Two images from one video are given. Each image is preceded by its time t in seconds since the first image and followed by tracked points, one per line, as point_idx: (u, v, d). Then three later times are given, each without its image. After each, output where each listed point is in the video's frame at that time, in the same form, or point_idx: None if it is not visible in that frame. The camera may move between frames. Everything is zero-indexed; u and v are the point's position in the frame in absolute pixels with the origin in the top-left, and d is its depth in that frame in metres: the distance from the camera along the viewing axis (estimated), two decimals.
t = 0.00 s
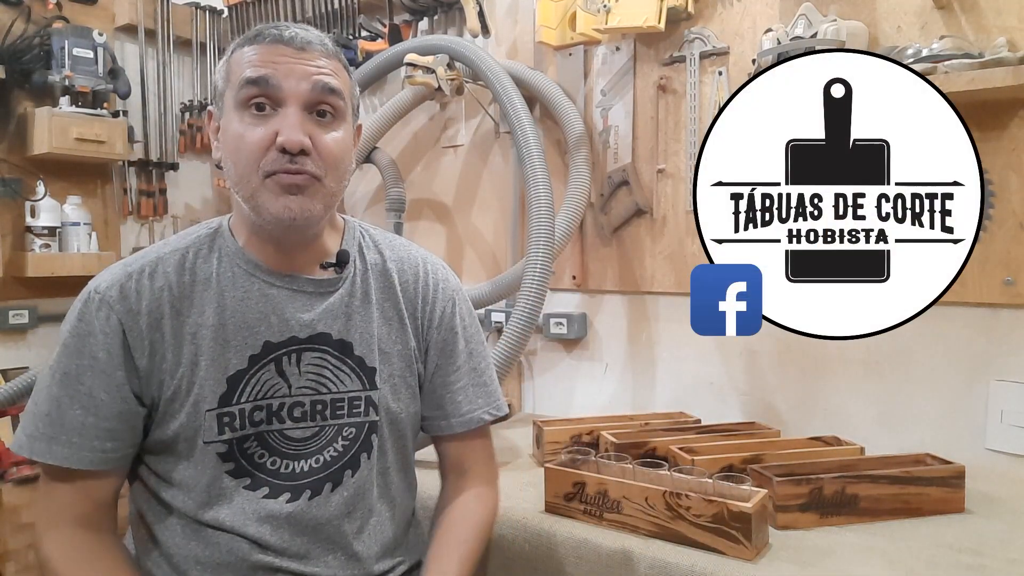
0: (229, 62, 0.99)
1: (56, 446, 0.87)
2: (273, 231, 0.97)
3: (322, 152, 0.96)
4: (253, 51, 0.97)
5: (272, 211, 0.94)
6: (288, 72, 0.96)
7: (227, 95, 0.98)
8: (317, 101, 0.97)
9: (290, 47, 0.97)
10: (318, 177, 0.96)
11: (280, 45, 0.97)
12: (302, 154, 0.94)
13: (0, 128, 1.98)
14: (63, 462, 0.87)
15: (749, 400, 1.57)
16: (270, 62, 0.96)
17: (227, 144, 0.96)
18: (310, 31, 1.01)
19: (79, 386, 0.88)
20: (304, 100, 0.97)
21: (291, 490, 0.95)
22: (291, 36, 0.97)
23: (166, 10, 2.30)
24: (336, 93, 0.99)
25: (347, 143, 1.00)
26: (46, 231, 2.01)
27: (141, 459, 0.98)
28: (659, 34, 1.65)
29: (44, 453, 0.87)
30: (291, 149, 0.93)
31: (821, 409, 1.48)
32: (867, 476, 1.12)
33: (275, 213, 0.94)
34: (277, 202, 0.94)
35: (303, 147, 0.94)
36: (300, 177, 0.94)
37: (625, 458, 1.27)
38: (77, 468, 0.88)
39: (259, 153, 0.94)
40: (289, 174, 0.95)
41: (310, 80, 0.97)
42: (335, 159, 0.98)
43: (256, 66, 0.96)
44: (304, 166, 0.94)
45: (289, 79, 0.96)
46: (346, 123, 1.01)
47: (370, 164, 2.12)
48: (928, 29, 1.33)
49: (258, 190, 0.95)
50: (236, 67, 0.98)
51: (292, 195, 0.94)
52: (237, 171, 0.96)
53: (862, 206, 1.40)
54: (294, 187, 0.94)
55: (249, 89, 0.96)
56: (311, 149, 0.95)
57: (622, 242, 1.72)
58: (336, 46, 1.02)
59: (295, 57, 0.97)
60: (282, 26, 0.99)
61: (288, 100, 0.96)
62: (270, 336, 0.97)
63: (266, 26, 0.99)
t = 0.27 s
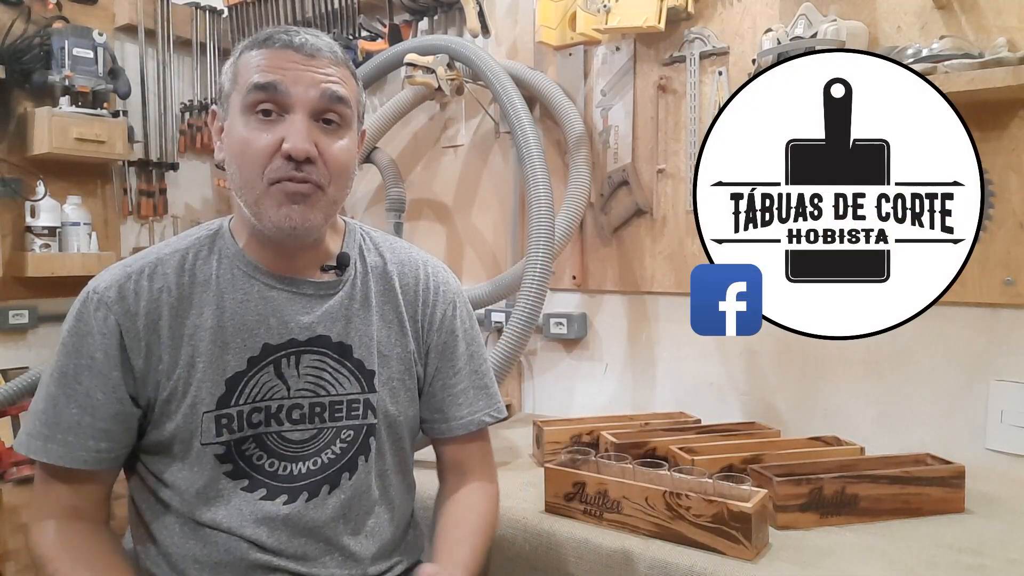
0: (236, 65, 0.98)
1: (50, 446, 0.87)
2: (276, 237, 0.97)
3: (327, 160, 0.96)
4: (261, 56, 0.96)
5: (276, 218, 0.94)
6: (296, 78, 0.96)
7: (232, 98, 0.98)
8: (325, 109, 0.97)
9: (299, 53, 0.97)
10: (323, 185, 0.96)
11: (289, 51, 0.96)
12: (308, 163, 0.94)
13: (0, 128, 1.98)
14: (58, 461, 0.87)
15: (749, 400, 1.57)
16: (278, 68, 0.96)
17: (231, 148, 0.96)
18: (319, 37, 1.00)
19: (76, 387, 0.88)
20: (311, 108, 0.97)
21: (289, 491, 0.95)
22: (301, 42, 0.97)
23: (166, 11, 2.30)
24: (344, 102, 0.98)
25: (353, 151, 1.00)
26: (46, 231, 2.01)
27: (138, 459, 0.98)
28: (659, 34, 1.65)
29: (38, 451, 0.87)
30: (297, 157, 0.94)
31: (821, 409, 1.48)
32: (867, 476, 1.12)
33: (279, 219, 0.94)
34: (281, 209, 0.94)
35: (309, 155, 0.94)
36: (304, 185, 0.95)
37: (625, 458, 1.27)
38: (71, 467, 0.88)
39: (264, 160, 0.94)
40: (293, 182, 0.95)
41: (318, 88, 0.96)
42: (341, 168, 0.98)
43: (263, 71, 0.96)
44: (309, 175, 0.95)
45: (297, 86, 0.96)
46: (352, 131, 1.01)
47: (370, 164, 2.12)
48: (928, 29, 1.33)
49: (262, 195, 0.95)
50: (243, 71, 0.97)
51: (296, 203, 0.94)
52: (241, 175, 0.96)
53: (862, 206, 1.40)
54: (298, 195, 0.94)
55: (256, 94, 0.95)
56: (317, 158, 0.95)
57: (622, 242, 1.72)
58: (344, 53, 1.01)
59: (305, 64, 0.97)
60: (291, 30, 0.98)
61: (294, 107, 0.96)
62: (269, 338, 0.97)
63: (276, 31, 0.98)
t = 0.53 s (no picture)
0: (239, 66, 0.98)
1: (54, 446, 0.87)
2: (278, 240, 0.97)
3: (330, 165, 0.97)
4: (265, 58, 0.96)
5: (279, 222, 0.94)
6: (301, 82, 0.95)
7: (235, 100, 0.97)
8: (329, 113, 0.97)
9: (304, 56, 0.96)
10: (326, 190, 0.96)
11: (294, 55, 0.96)
12: (311, 168, 0.95)
13: None
14: (62, 461, 0.87)
15: (749, 400, 1.57)
16: (283, 71, 0.95)
17: (234, 150, 0.96)
18: (324, 39, 0.99)
19: (80, 387, 0.88)
20: (315, 112, 0.96)
21: (290, 492, 0.95)
22: (306, 46, 0.96)
23: (166, 10, 2.30)
24: (348, 106, 0.98)
25: (355, 156, 1.00)
26: (46, 231, 2.01)
27: (139, 459, 0.98)
28: (659, 34, 1.65)
29: (42, 452, 0.87)
30: (301, 162, 0.94)
31: (821, 409, 1.48)
32: (867, 476, 1.12)
33: (281, 224, 0.94)
34: (284, 213, 0.94)
35: (313, 159, 0.94)
36: (307, 189, 0.95)
37: (625, 458, 1.27)
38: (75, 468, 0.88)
39: (268, 164, 0.94)
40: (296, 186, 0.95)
41: (322, 93, 0.96)
42: (344, 172, 0.98)
43: (267, 74, 0.95)
44: (312, 180, 0.95)
45: (301, 91, 0.95)
46: (355, 134, 1.01)
47: (370, 164, 2.12)
48: (928, 29, 1.33)
49: (264, 198, 0.95)
50: (247, 73, 0.97)
51: (299, 207, 0.95)
52: (244, 178, 0.95)
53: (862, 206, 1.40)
54: (302, 199, 0.95)
55: (260, 98, 0.95)
56: (321, 162, 0.95)
57: (622, 242, 1.72)
58: (348, 57, 1.01)
59: (309, 69, 0.96)
60: (296, 33, 0.98)
61: (298, 111, 0.96)
62: (271, 339, 0.97)
63: (280, 33, 0.97)
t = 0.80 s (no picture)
0: (248, 70, 0.98)
1: (57, 448, 0.87)
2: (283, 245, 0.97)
3: (336, 173, 0.96)
4: (274, 64, 0.96)
5: (284, 228, 0.94)
6: (309, 88, 0.95)
7: (242, 104, 0.97)
8: (337, 121, 0.97)
9: (313, 63, 0.96)
10: (331, 197, 0.96)
11: (303, 61, 0.96)
12: (318, 177, 0.95)
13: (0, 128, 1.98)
14: (64, 462, 0.87)
15: (749, 400, 1.57)
16: (292, 77, 0.95)
17: (240, 154, 0.96)
18: (333, 45, 0.99)
19: (83, 389, 0.88)
20: (323, 119, 0.96)
21: (291, 495, 0.95)
22: (315, 51, 0.96)
23: (166, 11, 2.30)
24: (356, 113, 0.98)
25: (362, 164, 1.00)
26: (46, 231, 2.01)
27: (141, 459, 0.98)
28: (659, 34, 1.65)
29: (44, 453, 0.87)
30: (307, 169, 0.93)
31: (821, 409, 1.48)
32: (867, 476, 1.12)
33: (287, 231, 0.94)
34: (289, 220, 0.94)
35: (319, 167, 0.94)
36: (313, 196, 0.95)
37: (625, 458, 1.27)
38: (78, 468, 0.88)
39: (275, 171, 0.94)
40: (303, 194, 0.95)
41: (331, 100, 0.96)
42: (349, 180, 0.98)
43: (275, 80, 0.95)
44: (318, 187, 0.95)
45: (310, 97, 0.95)
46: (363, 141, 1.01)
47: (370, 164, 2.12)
48: (928, 29, 1.33)
49: (269, 204, 0.95)
50: (256, 77, 0.96)
51: (304, 214, 0.94)
52: (250, 184, 0.95)
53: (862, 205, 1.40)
54: (307, 207, 0.94)
55: (268, 103, 0.95)
56: (327, 170, 0.95)
57: (622, 242, 1.72)
58: (356, 63, 1.01)
59: (319, 75, 0.96)
60: (305, 38, 0.98)
61: (306, 117, 0.95)
62: (274, 342, 0.97)
63: (289, 38, 0.97)
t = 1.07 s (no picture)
0: (244, 66, 0.98)
1: (63, 445, 0.87)
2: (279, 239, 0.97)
3: (330, 164, 0.96)
4: (267, 58, 0.96)
5: (277, 220, 0.94)
6: (302, 80, 0.95)
7: (239, 100, 0.98)
8: (331, 113, 0.97)
9: (306, 56, 0.96)
10: (325, 189, 0.95)
11: (295, 54, 0.96)
12: (310, 167, 0.94)
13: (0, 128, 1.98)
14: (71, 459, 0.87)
15: (749, 400, 1.57)
16: (285, 71, 0.95)
17: (236, 149, 0.96)
18: (328, 39, 1.00)
19: (89, 386, 0.88)
20: (317, 111, 0.96)
21: (292, 494, 0.95)
22: (308, 44, 0.97)
23: (166, 11, 2.30)
24: (350, 106, 0.98)
25: (359, 156, 0.99)
26: (47, 231, 2.01)
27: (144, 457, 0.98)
28: (659, 34, 1.65)
29: (50, 450, 0.86)
30: (299, 160, 0.93)
31: (821, 409, 1.48)
32: (867, 476, 1.12)
33: (282, 222, 0.94)
34: (283, 212, 0.94)
35: (311, 158, 0.94)
36: (306, 188, 0.94)
37: (625, 458, 1.27)
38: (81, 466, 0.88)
39: (267, 162, 0.94)
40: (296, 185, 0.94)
41: (323, 92, 0.96)
42: (344, 171, 0.97)
43: (269, 73, 0.96)
44: (311, 179, 0.94)
45: (302, 89, 0.95)
46: (359, 134, 1.00)
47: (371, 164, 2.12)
48: (928, 29, 1.33)
49: (264, 197, 0.95)
50: (250, 72, 0.97)
51: (298, 206, 0.94)
52: (245, 177, 0.95)
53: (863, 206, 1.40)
54: (300, 198, 0.94)
55: (261, 96, 0.95)
56: (320, 161, 0.94)
57: (622, 242, 1.72)
58: (352, 57, 1.01)
59: (312, 67, 0.96)
60: (299, 33, 0.98)
61: (299, 109, 0.95)
62: (276, 340, 0.97)
63: (283, 33, 0.98)
